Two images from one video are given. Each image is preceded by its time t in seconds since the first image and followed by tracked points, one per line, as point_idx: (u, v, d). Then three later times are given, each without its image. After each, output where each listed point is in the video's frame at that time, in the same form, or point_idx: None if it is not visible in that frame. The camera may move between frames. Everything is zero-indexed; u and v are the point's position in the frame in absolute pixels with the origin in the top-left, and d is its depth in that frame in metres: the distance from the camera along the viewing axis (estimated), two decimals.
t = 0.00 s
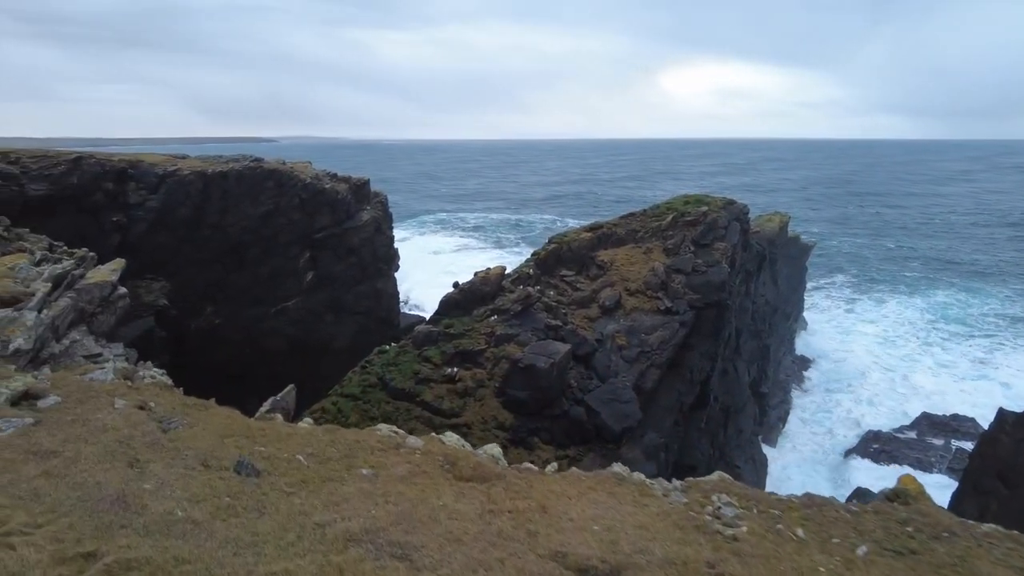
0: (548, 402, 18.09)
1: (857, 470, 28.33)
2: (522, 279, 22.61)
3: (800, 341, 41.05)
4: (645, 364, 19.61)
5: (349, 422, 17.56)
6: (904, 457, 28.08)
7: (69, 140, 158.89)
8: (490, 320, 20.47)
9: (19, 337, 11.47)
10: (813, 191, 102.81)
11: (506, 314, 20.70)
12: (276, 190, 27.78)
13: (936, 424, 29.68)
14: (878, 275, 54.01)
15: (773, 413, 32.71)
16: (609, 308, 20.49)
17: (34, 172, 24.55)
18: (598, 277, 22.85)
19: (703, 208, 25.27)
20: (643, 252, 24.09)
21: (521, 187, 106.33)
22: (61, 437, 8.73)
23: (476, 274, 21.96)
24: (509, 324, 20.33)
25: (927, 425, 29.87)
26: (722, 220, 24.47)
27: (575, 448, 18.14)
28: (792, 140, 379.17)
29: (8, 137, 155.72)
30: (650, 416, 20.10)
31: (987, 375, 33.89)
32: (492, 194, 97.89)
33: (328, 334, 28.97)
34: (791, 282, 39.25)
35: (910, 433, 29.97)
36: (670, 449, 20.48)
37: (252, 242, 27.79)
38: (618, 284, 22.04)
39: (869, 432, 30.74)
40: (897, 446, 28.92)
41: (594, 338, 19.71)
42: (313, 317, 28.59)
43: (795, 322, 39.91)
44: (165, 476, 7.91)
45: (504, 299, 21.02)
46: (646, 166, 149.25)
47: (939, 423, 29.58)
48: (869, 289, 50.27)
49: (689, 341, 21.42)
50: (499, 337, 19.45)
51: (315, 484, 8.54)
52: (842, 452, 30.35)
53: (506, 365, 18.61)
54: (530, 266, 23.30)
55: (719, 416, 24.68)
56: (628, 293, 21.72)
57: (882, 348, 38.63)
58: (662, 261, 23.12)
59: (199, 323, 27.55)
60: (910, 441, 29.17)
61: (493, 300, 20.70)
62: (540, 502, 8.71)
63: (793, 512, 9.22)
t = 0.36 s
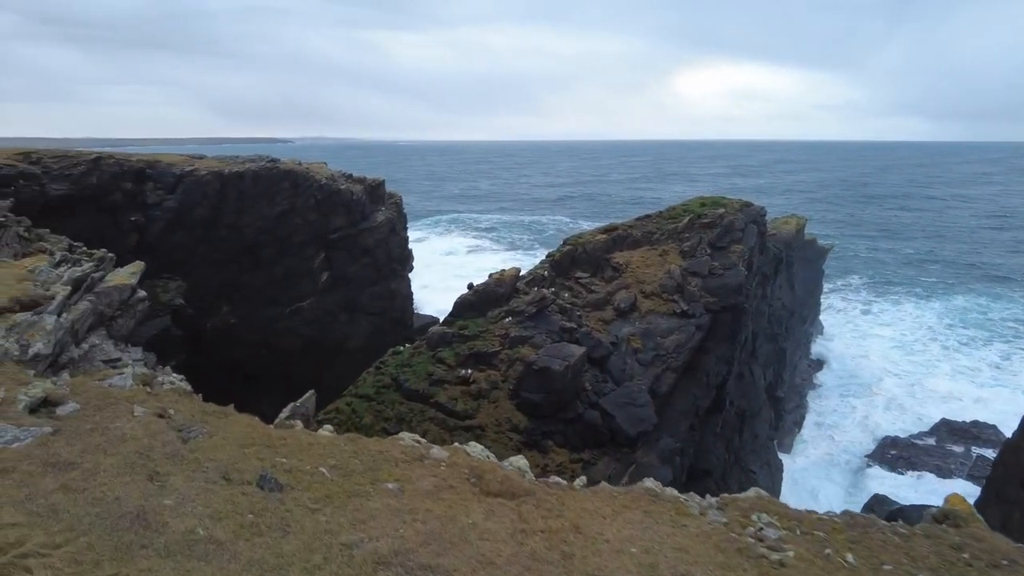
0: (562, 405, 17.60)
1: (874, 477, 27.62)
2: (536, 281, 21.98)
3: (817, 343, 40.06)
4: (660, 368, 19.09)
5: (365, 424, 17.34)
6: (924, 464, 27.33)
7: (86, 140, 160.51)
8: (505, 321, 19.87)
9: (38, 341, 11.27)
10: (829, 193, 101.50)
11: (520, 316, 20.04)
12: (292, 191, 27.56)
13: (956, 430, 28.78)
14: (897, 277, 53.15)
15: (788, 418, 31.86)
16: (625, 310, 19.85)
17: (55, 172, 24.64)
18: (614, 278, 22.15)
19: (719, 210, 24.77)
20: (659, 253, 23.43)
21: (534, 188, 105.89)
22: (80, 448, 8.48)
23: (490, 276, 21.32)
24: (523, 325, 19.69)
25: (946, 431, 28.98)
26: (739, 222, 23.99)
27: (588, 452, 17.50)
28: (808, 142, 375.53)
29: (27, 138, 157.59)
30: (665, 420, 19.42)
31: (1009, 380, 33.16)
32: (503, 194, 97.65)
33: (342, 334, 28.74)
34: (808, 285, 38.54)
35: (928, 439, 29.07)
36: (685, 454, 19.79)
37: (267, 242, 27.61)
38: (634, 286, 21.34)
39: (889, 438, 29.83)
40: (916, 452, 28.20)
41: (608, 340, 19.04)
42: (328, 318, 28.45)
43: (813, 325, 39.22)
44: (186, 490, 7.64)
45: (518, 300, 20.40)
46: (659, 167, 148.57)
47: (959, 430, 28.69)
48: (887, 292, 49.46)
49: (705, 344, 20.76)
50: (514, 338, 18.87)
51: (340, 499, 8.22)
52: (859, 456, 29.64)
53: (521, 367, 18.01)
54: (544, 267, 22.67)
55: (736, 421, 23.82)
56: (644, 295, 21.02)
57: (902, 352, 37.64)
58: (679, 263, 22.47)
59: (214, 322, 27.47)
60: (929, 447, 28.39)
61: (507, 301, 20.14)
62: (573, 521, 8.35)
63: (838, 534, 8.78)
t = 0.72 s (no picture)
0: (577, 406, 17.09)
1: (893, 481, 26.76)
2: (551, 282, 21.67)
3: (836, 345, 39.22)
4: (677, 369, 18.52)
5: (378, 423, 17.04)
6: (944, 469, 26.47)
7: (105, 141, 162.24)
8: (520, 322, 19.54)
9: (52, 348, 11.14)
10: (846, 193, 100.12)
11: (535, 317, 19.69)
12: (308, 191, 27.44)
13: (979, 435, 27.92)
14: (917, 278, 52.29)
15: (805, 420, 31.23)
16: (641, 311, 19.47)
17: (76, 174, 24.99)
18: (630, 280, 21.76)
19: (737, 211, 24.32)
20: (676, 254, 23.01)
21: (547, 188, 105.70)
22: (91, 460, 8.30)
23: (505, 277, 21.12)
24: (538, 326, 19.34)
25: (969, 437, 28.11)
26: (756, 222, 23.51)
27: (604, 455, 16.97)
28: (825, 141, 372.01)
29: (47, 139, 159.73)
30: (681, 425, 18.71)
31: None
32: (516, 194, 97.57)
33: (357, 334, 28.32)
34: (827, 287, 37.85)
35: (950, 444, 28.16)
36: (701, 457, 19.08)
37: (283, 243, 27.48)
38: (650, 287, 20.96)
39: (909, 442, 29.11)
40: (937, 457, 27.33)
41: (624, 342, 18.63)
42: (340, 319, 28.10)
43: (832, 327, 38.53)
44: (196, 506, 7.44)
45: (533, 301, 20.09)
46: (673, 167, 147.91)
47: (982, 435, 27.82)
48: (907, 292, 48.62)
49: (722, 346, 20.22)
50: (530, 340, 18.54)
51: (355, 515, 7.97)
52: (878, 461, 28.81)
53: (535, 368, 17.64)
54: (558, 269, 22.37)
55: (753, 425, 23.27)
56: (660, 297, 20.62)
57: (922, 355, 36.77)
58: (696, 265, 22.05)
59: (231, 322, 27.43)
60: (951, 453, 27.47)
61: (522, 302, 19.84)
62: (595, 542, 8.02)
63: (873, 558, 8.38)
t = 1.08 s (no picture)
0: (591, 409, 16.70)
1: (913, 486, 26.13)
2: (566, 284, 21.43)
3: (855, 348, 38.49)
4: (694, 372, 18.03)
5: (392, 422, 16.82)
6: (966, 475, 25.79)
7: (124, 143, 164.11)
8: (534, 324, 19.35)
9: (66, 355, 11.16)
10: (865, 194, 98.66)
11: (550, 320, 19.45)
12: (325, 193, 27.44)
13: (1004, 441, 27.23)
14: (937, 279, 51.46)
15: (822, 424, 30.71)
16: (657, 313, 19.19)
17: (97, 175, 25.01)
18: (646, 282, 21.45)
19: (754, 212, 23.96)
20: (693, 256, 22.68)
21: (561, 189, 105.52)
22: (102, 470, 8.24)
23: (520, 278, 21.05)
24: (552, 329, 19.06)
25: (993, 443, 27.43)
26: (775, 224, 23.15)
27: (618, 459, 16.50)
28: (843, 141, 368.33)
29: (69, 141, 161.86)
30: (698, 429, 18.04)
31: None
32: (529, 195, 97.54)
33: (373, 334, 28.95)
34: (846, 289, 37.22)
35: (973, 450, 27.46)
36: (716, 461, 18.18)
37: (300, 243, 27.36)
38: (666, 289, 20.68)
39: (930, 448, 28.44)
40: (960, 463, 26.64)
41: (640, 344, 18.32)
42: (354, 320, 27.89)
43: (850, 330, 37.92)
44: (205, 520, 7.36)
45: (548, 303, 19.87)
46: (687, 168, 147.17)
47: (1007, 441, 27.12)
48: (926, 294, 47.86)
49: (740, 349, 19.73)
50: (546, 342, 18.23)
51: (366, 531, 7.82)
52: (898, 466, 28.15)
53: (550, 371, 17.39)
54: (574, 271, 22.18)
55: (770, 429, 22.80)
56: (677, 299, 20.32)
57: (944, 358, 36.00)
58: (713, 267, 21.69)
59: (248, 321, 26.96)
60: (974, 459, 26.76)
61: (537, 304, 19.61)
62: (611, 560, 7.81)
63: None
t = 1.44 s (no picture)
0: (608, 412, 16.53)
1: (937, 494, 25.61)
2: (584, 286, 21.27)
3: (877, 352, 37.83)
4: (714, 376, 17.79)
5: (408, 422, 16.79)
6: (992, 484, 25.21)
7: (148, 144, 166.60)
8: (551, 326, 19.24)
9: (86, 356, 11.28)
10: (889, 196, 97.13)
11: (567, 322, 19.30)
12: (345, 194, 27.56)
13: None
14: (962, 283, 50.48)
15: (843, 430, 30.20)
16: (676, 316, 18.97)
17: (122, 176, 25.34)
18: (665, 284, 21.23)
19: (775, 215, 23.65)
20: (712, 258, 22.41)
21: (578, 190, 105.28)
22: (119, 472, 8.29)
23: (538, 280, 20.92)
24: (570, 331, 18.92)
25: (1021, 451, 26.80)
26: (796, 227, 22.83)
27: (635, 463, 16.32)
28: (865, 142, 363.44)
29: (94, 142, 164.53)
30: (717, 434, 17.79)
31: None
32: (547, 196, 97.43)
33: (390, 335, 29.04)
34: (868, 293, 36.61)
35: (1000, 458, 26.86)
36: (735, 465, 17.89)
37: (319, 243, 27.51)
38: (685, 292, 20.45)
39: (955, 455, 27.83)
40: (986, 471, 26.06)
41: (658, 347, 18.12)
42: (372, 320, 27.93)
43: (873, 334, 37.27)
44: (219, 523, 7.36)
45: (565, 305, 19.72)
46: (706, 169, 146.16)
47: None
48: (951, 298, 46.95)
49: (760, 353, 19.45)
50: (563, 344, 18.09)
51: (379, 537, 7.78)
52: (921, 473, 27.59)
53: (567, 373, 17.26)
54: (591, 273, 22.00)
55: (790, 435, 22.45)
56: (696, 302, 20.08)
57: (969, 363, 35.24)
58: (733, 270, 21.42)
59: (268, 321, 27.07)
60: (1001, 468, 26.17)
61: (554, 306, 19.47)
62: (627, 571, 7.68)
63: None
